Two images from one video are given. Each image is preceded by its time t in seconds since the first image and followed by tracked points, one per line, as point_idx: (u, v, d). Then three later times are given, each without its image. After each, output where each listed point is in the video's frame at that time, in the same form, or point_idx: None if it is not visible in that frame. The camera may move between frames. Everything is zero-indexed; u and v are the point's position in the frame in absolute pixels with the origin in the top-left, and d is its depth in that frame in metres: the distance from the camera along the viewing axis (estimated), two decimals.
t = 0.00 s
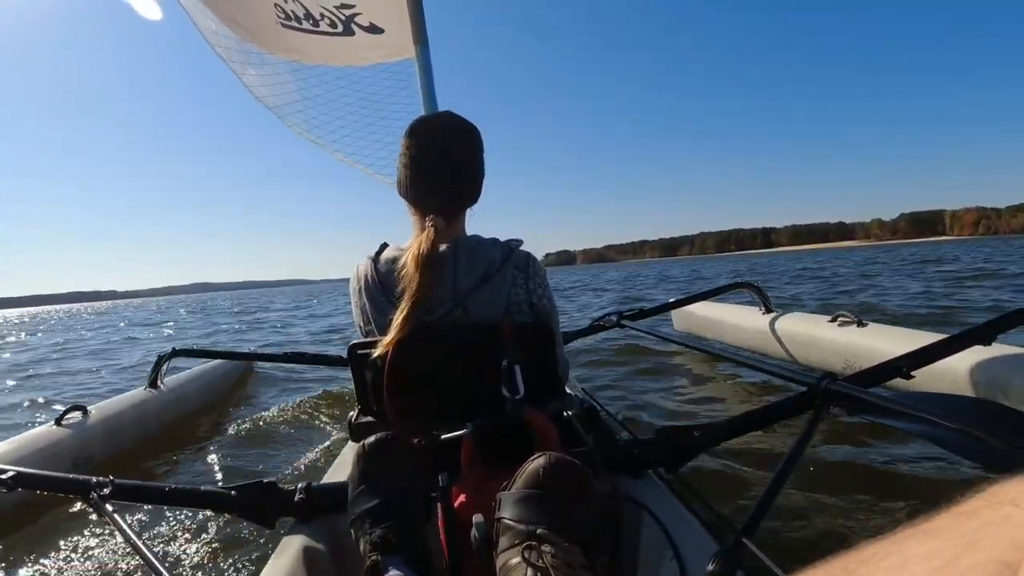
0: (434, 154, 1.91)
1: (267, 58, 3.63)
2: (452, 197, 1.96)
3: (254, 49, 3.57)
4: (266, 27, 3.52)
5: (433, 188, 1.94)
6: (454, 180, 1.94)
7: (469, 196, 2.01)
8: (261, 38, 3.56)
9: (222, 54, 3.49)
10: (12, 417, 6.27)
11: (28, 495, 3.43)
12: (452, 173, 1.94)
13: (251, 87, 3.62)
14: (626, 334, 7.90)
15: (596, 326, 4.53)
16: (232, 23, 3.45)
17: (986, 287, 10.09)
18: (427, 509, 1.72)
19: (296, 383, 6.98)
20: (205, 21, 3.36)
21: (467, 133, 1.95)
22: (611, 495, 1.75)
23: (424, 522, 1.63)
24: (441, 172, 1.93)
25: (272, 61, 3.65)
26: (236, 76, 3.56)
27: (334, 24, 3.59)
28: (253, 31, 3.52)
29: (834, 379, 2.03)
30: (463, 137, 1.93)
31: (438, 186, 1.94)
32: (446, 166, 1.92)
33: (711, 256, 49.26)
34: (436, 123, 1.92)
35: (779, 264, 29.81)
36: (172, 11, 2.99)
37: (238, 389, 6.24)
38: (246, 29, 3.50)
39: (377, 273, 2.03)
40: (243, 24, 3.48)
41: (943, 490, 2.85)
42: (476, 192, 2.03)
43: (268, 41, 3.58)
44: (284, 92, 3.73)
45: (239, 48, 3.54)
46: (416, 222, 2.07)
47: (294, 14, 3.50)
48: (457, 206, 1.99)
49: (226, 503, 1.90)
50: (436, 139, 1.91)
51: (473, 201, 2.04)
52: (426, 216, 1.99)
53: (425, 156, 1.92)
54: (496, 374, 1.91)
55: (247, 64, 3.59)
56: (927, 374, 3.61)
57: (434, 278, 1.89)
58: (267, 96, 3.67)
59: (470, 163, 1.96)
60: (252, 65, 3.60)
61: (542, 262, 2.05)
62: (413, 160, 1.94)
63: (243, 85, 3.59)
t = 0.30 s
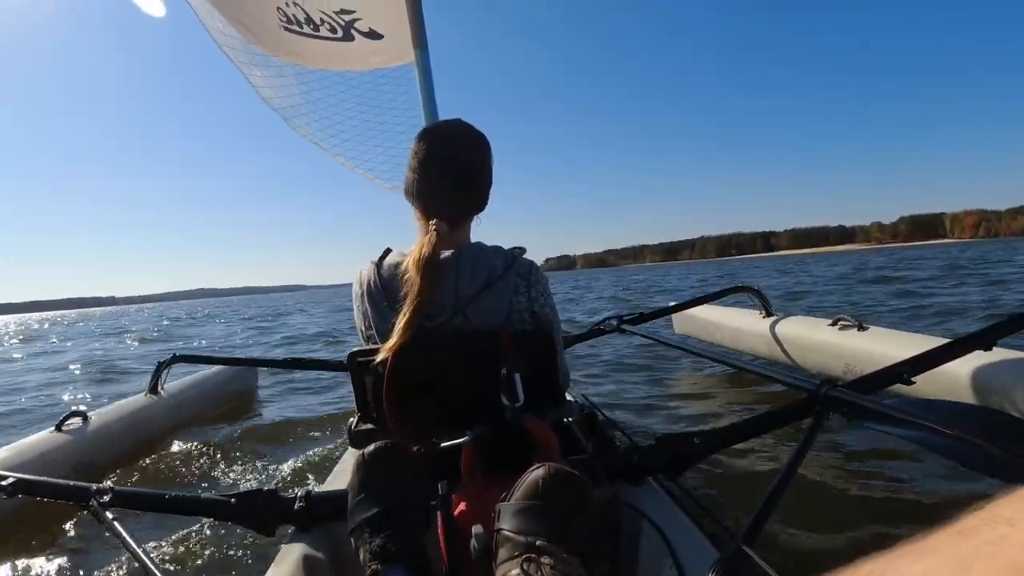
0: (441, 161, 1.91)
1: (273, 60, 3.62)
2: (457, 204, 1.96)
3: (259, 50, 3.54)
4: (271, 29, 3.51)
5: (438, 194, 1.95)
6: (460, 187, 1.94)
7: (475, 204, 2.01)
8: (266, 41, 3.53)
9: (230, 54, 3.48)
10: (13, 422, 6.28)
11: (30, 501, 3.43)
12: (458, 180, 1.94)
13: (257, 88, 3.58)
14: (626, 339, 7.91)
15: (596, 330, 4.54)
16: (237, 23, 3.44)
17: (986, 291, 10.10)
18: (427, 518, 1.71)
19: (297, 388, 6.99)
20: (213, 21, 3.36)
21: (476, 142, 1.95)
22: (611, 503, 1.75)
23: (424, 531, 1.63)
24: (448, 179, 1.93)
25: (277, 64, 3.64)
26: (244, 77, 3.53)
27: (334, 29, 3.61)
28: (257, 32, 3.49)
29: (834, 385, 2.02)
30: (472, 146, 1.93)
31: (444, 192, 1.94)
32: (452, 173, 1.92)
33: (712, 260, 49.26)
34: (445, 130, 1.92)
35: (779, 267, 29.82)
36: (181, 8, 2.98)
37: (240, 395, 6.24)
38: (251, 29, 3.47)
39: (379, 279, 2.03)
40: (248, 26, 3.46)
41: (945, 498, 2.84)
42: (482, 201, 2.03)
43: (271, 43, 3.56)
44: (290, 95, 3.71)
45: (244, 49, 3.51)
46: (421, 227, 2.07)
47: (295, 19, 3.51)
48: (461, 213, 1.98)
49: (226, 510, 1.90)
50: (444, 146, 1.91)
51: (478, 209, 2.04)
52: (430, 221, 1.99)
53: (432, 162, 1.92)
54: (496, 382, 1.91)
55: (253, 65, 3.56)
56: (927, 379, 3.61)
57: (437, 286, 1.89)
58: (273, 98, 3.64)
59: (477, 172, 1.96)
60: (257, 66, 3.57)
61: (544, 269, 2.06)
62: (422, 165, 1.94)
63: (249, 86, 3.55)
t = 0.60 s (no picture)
0: (443, 175, 1.94)
1: (267, 77, 3.68)
2: (457, 217, 1.98)
3: (254, 69, 3.63)
4: (268, 43, 3.57)
5: (439, 208, 1.97)
6: (461, 201, 1.97)
7: (476, 218, 2.03)
8: (261, 57, 3.60)
9: (222, 74, 3.57)
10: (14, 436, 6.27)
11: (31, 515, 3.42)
12: (459, 194, 1.96)
13: (250, 108, 3.67)
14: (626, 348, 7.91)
15: (597, 338, 4.56)
16: (229, 43, 3.50)
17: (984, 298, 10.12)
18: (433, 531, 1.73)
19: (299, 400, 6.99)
20: (204, 42, 3.45)
21: (478, 158, 1.97)
22: (615, 513, 1.77)
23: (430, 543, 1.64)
24: (449, 193, 1.95)
25: (272, 81, 3.70)
26: (236, 97, 3.61)
27: (333, 41, 3.60)
28: (252, 49, 3.56)
29: (834, 393, 2.04)
30: (473, 161, 1.96)
31: (445, 206, 1.96)
32: (453, 188, 1.95)
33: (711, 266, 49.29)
34: (447, 145, 1.95)
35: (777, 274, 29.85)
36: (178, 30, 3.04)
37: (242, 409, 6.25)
38: (249, 48, 3.56)
39: (380, 294, 2.06)
40: (241, 43, 3.52)
41: (947, 503, 2.86)
42: (482, 214, 2.05)
43: (269, 58, 3.63)
44: (284, 110, 3.78)
45: (239, 69, 3.59)
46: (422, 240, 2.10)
47: (294, 33, 3.55)
48: (462, 226, 2.01)
49: (232, 523, 1.91)
50: (446, 161, 1.93)
51: (478, 223, 2.06)
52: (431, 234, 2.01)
53: (434, 177, 1.95)
54: (499, 395, 1.93)
55: (247, 85, 3.64)
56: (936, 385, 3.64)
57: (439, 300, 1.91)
58: (267, 116, 3.72)
59: (478, 186, 1.98)
60: (252, 86, 3.65)
61: (546, 283, 2.08)
62: (423, 180, 1.97)
63: (242, 106, 3.64)
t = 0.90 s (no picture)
0: (442, 190, 1.94)
1: (270, 93, 3.70)
2: (460, 230, 1.98)
3: (257, 85, 3.64)
4: (271, 60, 3.61)
5: (441, 222, 1.97)
6: (463, 214, 1.97)
7: (478, 229, 2.03)
8: (264, 74, 3.63)
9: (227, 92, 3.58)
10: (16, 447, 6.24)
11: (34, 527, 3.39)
12: (460, 207, 1.96)
13: (254, 123, 3.69)
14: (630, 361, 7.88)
15: (602, 351, 4.54)
16: (234, 60, 3.55)
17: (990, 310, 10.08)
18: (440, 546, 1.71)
19: (302, 413, 6.96)
20: (207, 60, 3.48)
21: (476, 170, 1.98)
22: (626, 528, 1.75)
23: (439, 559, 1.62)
24: (450, 206, 1.95)
25: (275, 96, 3.72)
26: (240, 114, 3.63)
27: (337, 57, 3.63)
28: (256, 66, 3.60)
29: (844, 405, 2.02)
30: (471, 174, 1.97)
31: (447, 220, 1.96)
32: (454, 201, 1.95)
33: (714, 279, 49.26)
34: (444, 159, 1.96)
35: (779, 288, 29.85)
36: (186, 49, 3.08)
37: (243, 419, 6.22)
38: (253, 65, 3.59)
39: (386, 308, 2.05)
40: (244, 60, 3.56)
41: (958, 516, 2.83)
42: (483, 225, 2.05)
43: (272, 75, 3.66)
44: (287, 125, 3.80)
45: (243, 85, 3.61)
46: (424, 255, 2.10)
47: (297, 50, 3.58)
48: (465, 239, 2.00)
49: (237, 539, 1.89)
50: (445, 175, 1.94)
51: (480, 235, 2.06)
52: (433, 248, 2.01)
53: (434, 192, 1.95)
54: (506, 409, 1.92)
55: (251, 100, 3.66)
56: (945, 397, 3.61)
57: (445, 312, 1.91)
58: (269, 131, 3.74)
59: (478, 199, 1.99)
60: (256, 102, 3.67)
61: (551, 296, 2.08)
62: (422, 194, 1.98)
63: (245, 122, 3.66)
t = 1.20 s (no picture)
0: (443, 202, 1.96)
1: (274, 104, 3.74)
2: (461, 242, 2.00)
3: (261, 95, 3.69)
4: (275, 72, 3.64)
5: (442, 234, 1.98)
6: (463, 226, 1.98)
7: (478, 241, 2.04)
8: (268, 85, 3.68)
9: (233, 100, 3.64)
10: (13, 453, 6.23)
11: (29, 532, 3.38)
12: (460, 220, 1.98)
13: (258, 132, 3.74)
14: (630, 374, 7.87)
15: (601, 364, 4.55)
16: (239, 69, 3.60)
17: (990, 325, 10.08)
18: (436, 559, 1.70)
19: (300, 423, 6.95)
20: (214, 68, 3.55)
21: (476, 182, 2.00)
22: (623, 541, 1.74)
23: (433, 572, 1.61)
24: (451, 218, 1.97)
25: (279, 107, 3.76)
26: (245, 122, 3.69)
27: (339, 71, 3.65)
28: (261, 76, 3.64)
29: (842, 421, 2.02)
30: (471, 186, 1.98)
31: (448, 233, 1.98)
32: (455, 214, 1.97)
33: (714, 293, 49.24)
34: (444, 172, 1.98)
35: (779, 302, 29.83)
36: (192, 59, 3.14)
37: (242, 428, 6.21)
38: (258, 76, 3.64)
39: (386, 320, 2.06)
40: (250, 70, 3.61)
41: (957, 534, 2.81)
42: (483, 238, 2.06)
43: (276, 86, 3.69)
44: (291, 135, 3.84)
45: (247, 95, 3.67)
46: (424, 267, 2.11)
47: (301, 62, 3.61)
48: (465, 251, 2.02)
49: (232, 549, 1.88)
50: (445, 188, 1.96)
51: (480, 247, 2.07)
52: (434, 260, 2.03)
53: (434, 204, 1.97)
54: (504, 422, 1.92)
55: (255, 110, 3.71)
56: (942, 413, 3.60)
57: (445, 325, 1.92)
58: (273, 141, 3.78)
59: (478, 210, 2.01)
60: (260, 111, 3.72)
61: (551, 309, 2.10)
62: (423, 207, 1.99)
63: (250, 130, 3.71)
